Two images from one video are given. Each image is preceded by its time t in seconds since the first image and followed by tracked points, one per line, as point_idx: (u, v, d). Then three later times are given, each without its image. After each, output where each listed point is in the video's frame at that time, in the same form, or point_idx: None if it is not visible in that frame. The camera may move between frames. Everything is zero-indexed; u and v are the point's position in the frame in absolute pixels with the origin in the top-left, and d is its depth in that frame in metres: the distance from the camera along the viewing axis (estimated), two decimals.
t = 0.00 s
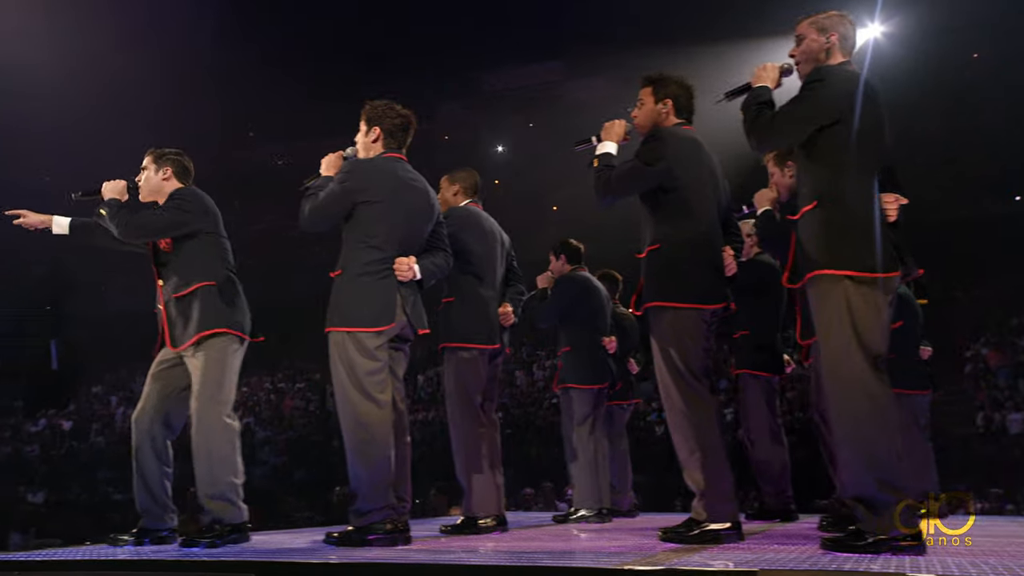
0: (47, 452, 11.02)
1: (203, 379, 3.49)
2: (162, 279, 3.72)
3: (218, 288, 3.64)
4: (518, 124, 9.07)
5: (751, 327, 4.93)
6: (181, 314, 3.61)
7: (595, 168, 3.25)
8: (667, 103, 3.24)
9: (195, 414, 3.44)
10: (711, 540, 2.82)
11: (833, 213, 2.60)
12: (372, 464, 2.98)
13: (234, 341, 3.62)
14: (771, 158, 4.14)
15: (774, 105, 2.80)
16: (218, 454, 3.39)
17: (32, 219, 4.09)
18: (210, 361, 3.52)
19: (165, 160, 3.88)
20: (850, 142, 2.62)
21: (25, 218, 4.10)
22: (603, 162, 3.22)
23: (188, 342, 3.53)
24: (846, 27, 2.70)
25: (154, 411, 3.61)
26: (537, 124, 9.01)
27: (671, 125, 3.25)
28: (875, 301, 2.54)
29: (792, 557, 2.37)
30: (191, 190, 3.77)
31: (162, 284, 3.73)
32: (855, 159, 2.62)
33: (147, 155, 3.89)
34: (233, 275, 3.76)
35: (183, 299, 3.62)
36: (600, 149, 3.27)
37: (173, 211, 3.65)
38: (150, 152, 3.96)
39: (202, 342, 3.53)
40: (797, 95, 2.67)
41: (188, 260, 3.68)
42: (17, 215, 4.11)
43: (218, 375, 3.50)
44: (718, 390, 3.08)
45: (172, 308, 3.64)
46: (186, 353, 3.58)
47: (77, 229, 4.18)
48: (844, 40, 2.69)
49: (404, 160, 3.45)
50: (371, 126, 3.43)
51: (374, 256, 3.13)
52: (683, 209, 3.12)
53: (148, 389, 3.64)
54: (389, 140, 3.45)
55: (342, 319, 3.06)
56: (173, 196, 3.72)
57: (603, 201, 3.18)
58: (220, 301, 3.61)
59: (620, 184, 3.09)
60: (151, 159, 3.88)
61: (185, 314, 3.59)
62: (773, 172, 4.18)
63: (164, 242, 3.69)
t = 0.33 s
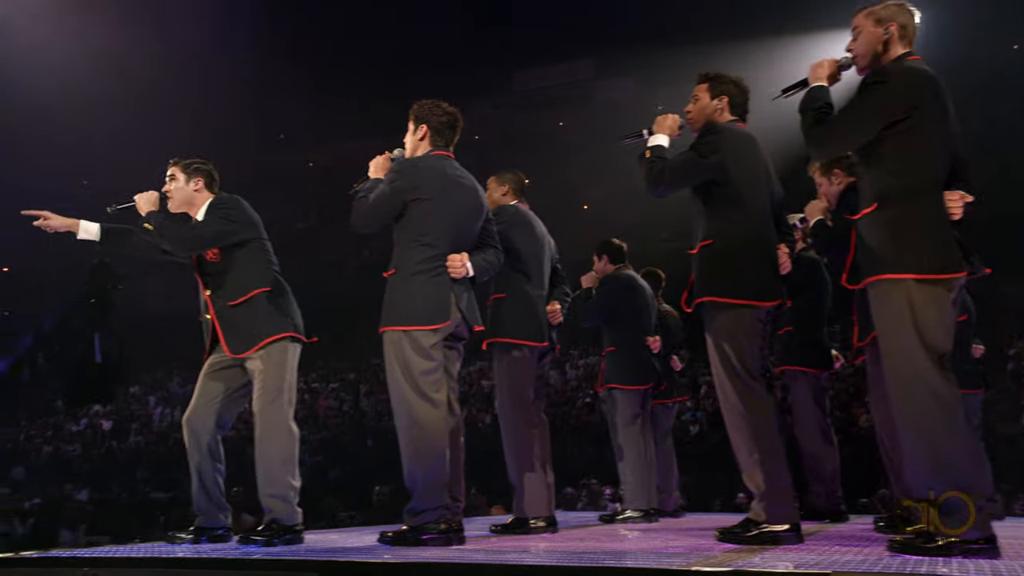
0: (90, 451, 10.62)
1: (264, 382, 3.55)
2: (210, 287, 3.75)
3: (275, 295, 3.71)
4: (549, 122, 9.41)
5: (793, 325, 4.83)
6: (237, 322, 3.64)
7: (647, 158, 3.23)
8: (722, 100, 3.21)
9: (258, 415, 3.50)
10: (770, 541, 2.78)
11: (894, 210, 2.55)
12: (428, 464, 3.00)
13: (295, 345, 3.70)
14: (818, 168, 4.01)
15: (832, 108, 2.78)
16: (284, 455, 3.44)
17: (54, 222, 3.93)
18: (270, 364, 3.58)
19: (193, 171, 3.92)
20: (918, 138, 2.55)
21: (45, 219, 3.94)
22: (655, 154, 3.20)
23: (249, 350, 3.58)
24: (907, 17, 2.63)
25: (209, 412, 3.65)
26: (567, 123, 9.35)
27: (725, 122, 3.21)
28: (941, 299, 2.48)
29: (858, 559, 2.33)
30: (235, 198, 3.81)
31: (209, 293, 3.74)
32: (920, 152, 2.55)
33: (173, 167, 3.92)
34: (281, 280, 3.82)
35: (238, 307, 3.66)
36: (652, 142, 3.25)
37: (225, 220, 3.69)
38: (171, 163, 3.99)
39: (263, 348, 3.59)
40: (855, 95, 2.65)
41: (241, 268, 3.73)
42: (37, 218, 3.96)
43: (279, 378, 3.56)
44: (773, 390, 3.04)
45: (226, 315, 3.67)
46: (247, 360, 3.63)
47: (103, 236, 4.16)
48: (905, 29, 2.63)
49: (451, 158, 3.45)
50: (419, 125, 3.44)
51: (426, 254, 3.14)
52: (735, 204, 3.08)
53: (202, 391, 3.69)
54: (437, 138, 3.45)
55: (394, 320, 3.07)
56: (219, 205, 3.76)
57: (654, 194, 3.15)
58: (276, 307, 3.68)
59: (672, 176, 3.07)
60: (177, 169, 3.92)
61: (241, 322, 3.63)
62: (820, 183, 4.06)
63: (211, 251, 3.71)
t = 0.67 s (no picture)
0: (124, 442, 13.60)
1: (308, 383, 3.56)
2: (255, 286, 3.74)
3: (320, 297, 3.75)
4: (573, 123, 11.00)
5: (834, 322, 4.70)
6: (286, 323, 3.66)
7: (698, 146, 3.20)
8: (773, 92, 3.17)
9: (303, 414, 3.52)
10: (825, 540, 2.71)
11: (953, 200, 2.49)
12: (477, 460, 3.00)
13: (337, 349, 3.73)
14: (863, 153, 3.95)
15: (886, 98, 2.72)
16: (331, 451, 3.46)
17: (106, 193, 3.50)
18: (312, 365, 3.59)
19: (238, 169, 3.95)
20: (976, 126, 2.49)
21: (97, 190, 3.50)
22: (705, 142, 3.17)
23: (298, 351, 3.60)
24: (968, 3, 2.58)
25: (247, 411, 3.66)
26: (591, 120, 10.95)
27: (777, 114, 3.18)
28: (1004, 294, 2.41)
29: (921, 559, 2.28)
30: (286, 199, 3.83)
31: (254, 292, 3.74)
32: (981, 141, 2.48)
33: (218, 165, 3.92)
34: (319, 282, 3.86)
35: (288, 309, 3.67)
36: (702, 131, 3.21)
37: (280, 222, 3.71)
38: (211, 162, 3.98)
39: (308, 351, 3.61)
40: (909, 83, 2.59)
41: (288, 271, 3.76)
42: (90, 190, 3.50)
43: (320, 379, 3.57)
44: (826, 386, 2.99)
45: (274, 315, 3.68)
46: (293, 360, 3.64)
47: (152, 224, 3.53)
48: (966, 15, 2.57)
49: (493, 151, 3.41)
50: (458, 121, 3.42)
51: (475, 248, 3.18)
52: (789, 196, 3.03)
53: (241, 390, 3.71)
54: (478, 133, 3.43)
55: (444, 315, 3.11)
56: (272, 206, 3.78)
57: (705, 183, 3.12)
58: (323, 309, 3.73)
59: (722, 166, 3.03)
60: (224, 168, 3.93)
61: (291, 322, 3.65)
62: (865, 166, 4.00)
63: (260, 252, 3.69)
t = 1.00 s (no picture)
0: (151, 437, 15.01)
1: (347, 381, 3.55)
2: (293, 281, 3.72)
3: (360, 297, 3.76)
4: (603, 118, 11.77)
5: (878, 315, 4.49)
6: (326, 318, 3.64)
7: (742, 131, 3.16)
8: (822, 80, 3.13)
9: (341, 410, 3.51)
10: (875, 537, 2.63)
11: (1013, 185, 2.41)
12: (517, 454, 2.97)
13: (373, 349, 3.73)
14: (918, 138, 3.85)
15: (940, 73, 2.69)
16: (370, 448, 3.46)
17: (162, 163, 3.50)
18: (348, 363, 3.59)
19: (282, 165, 3.95)
20: None
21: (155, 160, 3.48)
22: (750, 128, 3.13)
23: (339, 347, 3.59)
24: None
25: (283, 408, 3.63)
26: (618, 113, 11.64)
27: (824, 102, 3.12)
28: None
29: (983, 560, 2.20)
30: (331, 195, 3.85)
31: (292, 287, 3.72)
32: None
33: (261, 158, 3.92)
34: (357, 281, 3.86)
35: (333, 305, 3.67)
36: (746, 117, 3.18)
37: (331, 221, 3.74)
38: (253, 155, 3.96)
39: (348, 348, 3.62)
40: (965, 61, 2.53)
41: (331, 268, 3.76)
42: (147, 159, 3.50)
43: (357, 377, 3.56)
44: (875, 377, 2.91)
45: (316, 311, 3.65)
46: (333, 355, 3.63)
47: (198, 211, 3.56)
48: None
49: (531, 143, 3.37)
50: (496, 113, 3.38)
51: (515, 240, 3.16)
52: (835, 185, 2.96)
53: (275, 387, 3.67)
54: (516, 125, 3.39)
55: (485, 309, 3.09)
56: (318, 203, 3.79)
57: (750, 170, 3.08)
58: (364, 308, 3.74)
59: (769, 150, 2.99)
60: (269, 162, 3.93)
61: (334, 318, 3.64)
62: (916, 154, 3.91)
63: (302, 249, 3.66)
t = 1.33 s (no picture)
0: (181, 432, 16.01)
1: (378, 383, 3.50)
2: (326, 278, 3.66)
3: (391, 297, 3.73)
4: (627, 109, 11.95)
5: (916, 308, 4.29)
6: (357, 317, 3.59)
7: (784, 120, 3.08)
8: (866, 69, 3.04)
9: (373, 410, 3.47)
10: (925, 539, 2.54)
11: None
12: (554, 450, 2.92)
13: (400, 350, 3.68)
14: (958, 136, 3.84)
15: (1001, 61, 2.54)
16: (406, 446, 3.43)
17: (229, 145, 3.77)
18: (377, 365, 3.55)
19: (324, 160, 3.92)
20: None
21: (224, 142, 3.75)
22: (792, 117, 3.05)
23: (373, 345, 3.55)
24: None
25: (313, 410, 3.58)
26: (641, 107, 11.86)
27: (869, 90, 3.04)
28: None
29: None
30: (365, 193, 3.86)
31: (325, 284, 3.66)
32: None
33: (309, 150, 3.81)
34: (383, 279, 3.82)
35: (366, 304, 3.62)
36: (788, 106, 3.10)
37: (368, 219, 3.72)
38: (299, 148, 3.81)
39: (380, 347, 3.57)
40: None
41: (363, 266, 3.72)
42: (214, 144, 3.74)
43: (387, 376, 3.52)
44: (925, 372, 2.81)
45: (350, 311, 3.59)
46: (365, 353, 3.58)
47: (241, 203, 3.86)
48: None
49: (567, 135, 3.32)
50: (532, 104, 3.34)
51: (551, 233, 3.11)
52: (881, 175, 2.86)
53: (304, 388, 3.61)
54: (552, 116, 3.34)
55: (521, 303, 3.04)
56: (357, 201, 3.78)
57: (792, 160, 3.01)
58: (394, 309, 3.70)
59: (812, 139, 2.91)
60: (316, 157, 3.83)
61: (369, 317, 3.60)
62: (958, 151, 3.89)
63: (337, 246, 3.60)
